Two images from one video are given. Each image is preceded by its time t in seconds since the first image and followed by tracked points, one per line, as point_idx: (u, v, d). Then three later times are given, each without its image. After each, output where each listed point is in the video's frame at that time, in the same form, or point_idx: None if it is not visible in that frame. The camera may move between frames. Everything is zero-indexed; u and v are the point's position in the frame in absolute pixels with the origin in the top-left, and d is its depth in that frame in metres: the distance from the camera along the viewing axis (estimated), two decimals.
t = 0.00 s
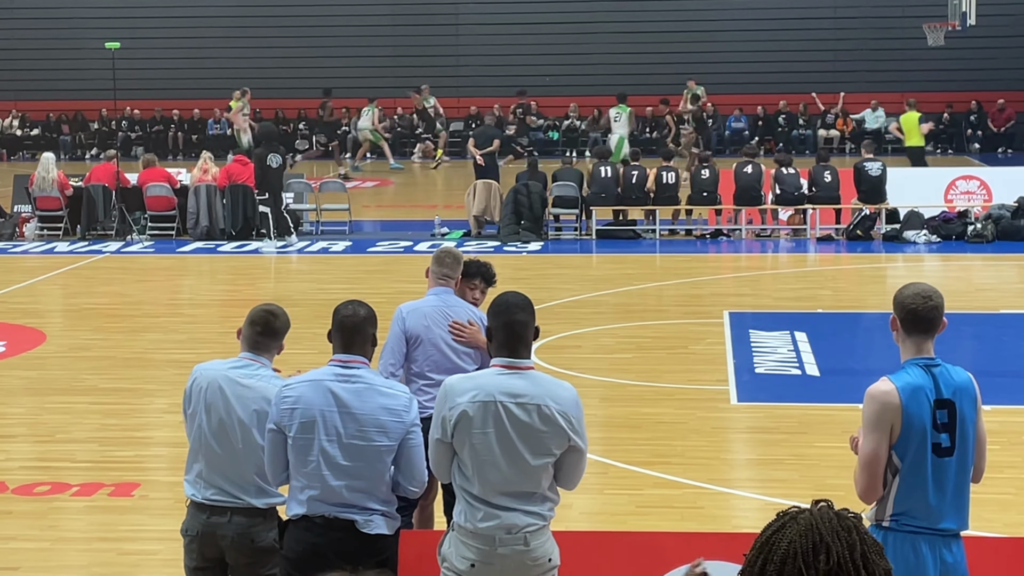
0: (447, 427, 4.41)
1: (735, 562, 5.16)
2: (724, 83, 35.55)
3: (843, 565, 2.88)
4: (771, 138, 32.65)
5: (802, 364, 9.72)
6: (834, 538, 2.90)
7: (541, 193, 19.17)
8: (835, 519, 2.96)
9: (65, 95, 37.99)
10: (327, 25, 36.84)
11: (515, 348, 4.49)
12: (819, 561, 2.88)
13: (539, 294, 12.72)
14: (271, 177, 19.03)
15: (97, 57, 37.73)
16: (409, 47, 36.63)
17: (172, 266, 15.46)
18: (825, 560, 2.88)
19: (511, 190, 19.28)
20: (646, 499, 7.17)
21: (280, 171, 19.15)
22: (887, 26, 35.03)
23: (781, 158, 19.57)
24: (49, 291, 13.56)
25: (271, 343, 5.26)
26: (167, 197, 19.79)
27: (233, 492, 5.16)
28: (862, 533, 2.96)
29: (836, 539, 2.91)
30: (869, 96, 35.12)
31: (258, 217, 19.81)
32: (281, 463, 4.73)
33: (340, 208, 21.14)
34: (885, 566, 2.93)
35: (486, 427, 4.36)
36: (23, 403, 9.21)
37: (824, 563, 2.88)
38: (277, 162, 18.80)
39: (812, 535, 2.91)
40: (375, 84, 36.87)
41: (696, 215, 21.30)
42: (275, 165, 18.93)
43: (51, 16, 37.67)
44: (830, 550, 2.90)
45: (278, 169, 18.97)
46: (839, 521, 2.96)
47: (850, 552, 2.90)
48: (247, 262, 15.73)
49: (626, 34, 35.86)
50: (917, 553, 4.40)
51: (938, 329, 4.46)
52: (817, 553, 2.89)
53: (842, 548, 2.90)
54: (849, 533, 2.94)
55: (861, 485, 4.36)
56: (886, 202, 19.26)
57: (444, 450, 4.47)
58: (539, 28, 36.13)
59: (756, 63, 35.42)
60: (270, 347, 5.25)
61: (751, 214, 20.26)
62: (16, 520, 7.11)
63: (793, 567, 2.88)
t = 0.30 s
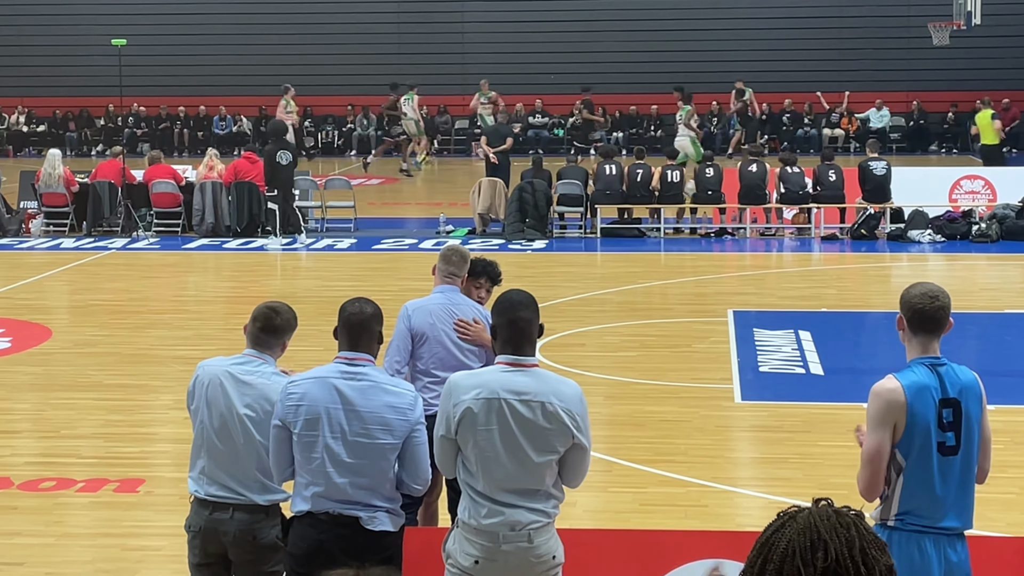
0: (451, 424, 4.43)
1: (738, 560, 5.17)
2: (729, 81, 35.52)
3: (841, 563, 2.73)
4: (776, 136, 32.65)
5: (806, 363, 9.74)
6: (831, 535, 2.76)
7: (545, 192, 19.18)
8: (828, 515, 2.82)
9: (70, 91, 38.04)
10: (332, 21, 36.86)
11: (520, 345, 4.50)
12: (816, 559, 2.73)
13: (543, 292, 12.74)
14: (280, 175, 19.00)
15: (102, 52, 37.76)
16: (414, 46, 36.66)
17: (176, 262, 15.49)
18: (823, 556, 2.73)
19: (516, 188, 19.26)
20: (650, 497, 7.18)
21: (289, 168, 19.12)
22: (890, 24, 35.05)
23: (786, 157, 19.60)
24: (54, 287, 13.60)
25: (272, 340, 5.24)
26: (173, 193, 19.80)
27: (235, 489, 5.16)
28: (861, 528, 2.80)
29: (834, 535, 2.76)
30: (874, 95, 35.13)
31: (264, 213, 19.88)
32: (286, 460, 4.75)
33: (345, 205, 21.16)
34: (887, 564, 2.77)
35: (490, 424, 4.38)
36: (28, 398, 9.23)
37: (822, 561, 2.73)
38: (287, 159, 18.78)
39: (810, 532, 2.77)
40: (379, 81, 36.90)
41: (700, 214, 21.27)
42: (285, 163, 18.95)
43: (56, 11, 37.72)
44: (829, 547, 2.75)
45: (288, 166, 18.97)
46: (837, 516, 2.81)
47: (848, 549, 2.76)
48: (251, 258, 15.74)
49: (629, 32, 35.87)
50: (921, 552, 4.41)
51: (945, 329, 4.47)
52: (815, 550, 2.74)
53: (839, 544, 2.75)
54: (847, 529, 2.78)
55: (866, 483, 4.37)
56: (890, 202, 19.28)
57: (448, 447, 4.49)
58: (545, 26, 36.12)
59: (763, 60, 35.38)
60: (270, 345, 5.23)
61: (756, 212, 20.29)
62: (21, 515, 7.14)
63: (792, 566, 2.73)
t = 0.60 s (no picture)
0: (459, 419, 4.44)
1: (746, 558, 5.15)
2: (737, 80, 35.51)
3: (824, 559, 2.61)
4: (785, 135, 32.62)
5: (815, 362, 9.73)
6: (814, 532, 2.64)
7: (553, 190, 19.18)
8: (813, 509, 2.71)
9: (79, 89, 38.11)
10: (341, 19, 36.90)
11: (528, 341, 4.51)
12: (797, 557, 2.63)
13: (551, 290, 12.74)
14: (295, 172, 19.51)
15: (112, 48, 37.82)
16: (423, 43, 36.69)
17: (184, 259, 15.50)
18: (803, 553, 2.63)
19: (524, 186, 19.27)
20: (657, 495, 7.18)
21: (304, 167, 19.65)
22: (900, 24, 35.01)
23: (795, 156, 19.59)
24: (63, 283, 13.62)
25: (277, 336, 5.22)
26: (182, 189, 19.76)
27: (243, 484, 5.16)
28: (848, 521, 2.68)
29: (816, 532, 2.65)
30: (883, 94, 35.11)
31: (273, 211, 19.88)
32: (297, 454, 4.74)
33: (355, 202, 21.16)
34: (878, 560, 2.63)
35: (498, 419, 4.38)
36: (37, 394, 9.24)
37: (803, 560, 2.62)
38: (302, 156, 19.40)
39: (793, 530, 2.66)
40: (386, 79, 36.92)
41: (708, 212, 21.26)
42: (299, 162, 19.50)
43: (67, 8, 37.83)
44: (810, 544, 2.64)
45: (303, 163, 19.55)
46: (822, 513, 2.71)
47: (830, 545, 2.64)
48: (258, 256, 15.74)
49: (638, 31, 35.90)
50: (931, 551, 4.39)
51: (954, 328, 4.47)
52: (797, 547, 2.64)
53: (821, 541, 2.63)
54: (832, 524, 2.67)
55: (874, 480, 4.37)
56: (899, 201, 19.26)
57: (456, 442, 4.49)
58: (554, 25, 36.10)
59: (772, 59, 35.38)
60: (276, 341, 5.22)
61: (765, 212, 20.29)
62: (30, 510, 7.15)
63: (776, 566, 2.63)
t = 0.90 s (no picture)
0: (470, 416, 4.42)
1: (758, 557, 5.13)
2: (749, 79, 35.48)
3: (818, 560, 2.63)
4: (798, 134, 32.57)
5: (827, 361, 9.71)
6: (808, 533, 2.66)
7: (565, 188, 19.17)
8: (811, 509, 2.73)
9: (93, 86, 38.20)
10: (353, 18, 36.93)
11: (540, 338, 4.49)
12: (793, 559, 2.64)
13: (562, 288, 12.73)
14: (313, 169, 19.29)
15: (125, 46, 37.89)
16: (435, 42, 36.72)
17: (195, 256, 15.51)
18: (798, 556, 2.65)
19: (536, 184, 19.29)
20: (669, 493, 7.16)
21: (323, 164, 19.45)
22: (913, 23, 34.92)
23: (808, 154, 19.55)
24: (75, 280, 13.64)
25: (287, 333, 5.22)
26: (195, 186, 19.84)
27: (254, 481, 5.14)
28: (842, 520, 2.70)
29: (811, 534, 2.67)
30: (896, 93, 35.04)
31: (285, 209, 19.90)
32: (313, 450, 4.74)
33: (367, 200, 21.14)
34: (876, 560, 2.63)
35: (510, 416, 4.36)
36: (49, 390, 9.26)
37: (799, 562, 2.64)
38: (321, 154, 19.13)
39: (788, 532, 2.69)
40: (399, 77, 36.94)
41: (721, 211, 21.19)
42: (319, 159, 19.22)
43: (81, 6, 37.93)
44: (804, 545, 2.66)
45: (321, 160, 19.29)
46: (820, 514, 2.71)
47: (825, 545, 2.65)
48: (269, 253, 15.75)
49: (650, 29, 35.85)
50: (943, 552, 4.37)
51: (968, 327, 4.45)
52: (792, 549, 2.66)
53: (815, 542, 2.65)
54: (827, 523, 2.69)
55: (885, 480, 4.35)
56: (913, 201, 19.17)
57: (468, 439, 4.47)
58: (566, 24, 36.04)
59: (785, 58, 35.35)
60: (287, 338, 5.22)
61: (777, 210, 20.25)
62: (41, 506, 7.15)
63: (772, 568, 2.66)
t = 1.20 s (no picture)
0: (482, 414, 4.41)
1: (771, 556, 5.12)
2: (763, 77, 35.43)
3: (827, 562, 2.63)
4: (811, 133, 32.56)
5: (840, 359, 9.70)
6: (818, 535, 2.66)
7: (578, 186, 19.19)
8: (821, 510, 2.73)
9: (106, 84, 38.31)
10: (366, 16, 36.96)
11: (552, 335, 4.47)
12: (802, 561, 2.64)
13: (574, 287, 12.73)
14: (331, 167, 19.34)
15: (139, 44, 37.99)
16: (449, 40, 36.75)
17: (207, 254, 15.53)
18: (808, 558, 2.64)
19: (549, 182, 19.32)
20: (681, 492, 7.16)
21: (341, 163, 19.48)
22: (928, 23, 34.86)
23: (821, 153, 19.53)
24: (87, 277, 13.67)
25: (299, 331, 5.23)
26: (208, 185, 19.84)
27: (267, 479, 5.15)
28: (852, 522, 2.70)
29: (821, 537, 2.67)
30: (909, 92, 35.00)
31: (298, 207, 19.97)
32: (331, 447, 4.74)
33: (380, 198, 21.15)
34: (885, 561, 2.64)
35: (522, 414, 4.36)
36: (61, 387, 9.28)
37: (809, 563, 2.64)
38: (339, 151, 19.19)
39: (799, 533, 2.69)
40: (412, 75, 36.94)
41: (735, 210, 21.13)
42: (336, 157, 19.27)
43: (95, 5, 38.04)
44: (814, 547, 2.66)
45: (340, 159, 19.37)
46: (829, 515, 2.71)
47: (834, 548, 2.65)
48: (280, 251, 15.76)
49: (663, 28, 35.81)
50: (955, 552, 4.36)
51: (980, 325, 4.44)
52: (803, 550, 2.66)
53: (825, 544, 2.66)
54: (837, 526, 2.69)
55: (896, 480, 4.35)
56: (926, 199, 19.14)
57: (479, 436, 4.46)
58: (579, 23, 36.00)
59: (798, 57, 35.30)
60: (298, 336, 5.23)
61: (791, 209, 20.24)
62: (55, 503, 7.17)
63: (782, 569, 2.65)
